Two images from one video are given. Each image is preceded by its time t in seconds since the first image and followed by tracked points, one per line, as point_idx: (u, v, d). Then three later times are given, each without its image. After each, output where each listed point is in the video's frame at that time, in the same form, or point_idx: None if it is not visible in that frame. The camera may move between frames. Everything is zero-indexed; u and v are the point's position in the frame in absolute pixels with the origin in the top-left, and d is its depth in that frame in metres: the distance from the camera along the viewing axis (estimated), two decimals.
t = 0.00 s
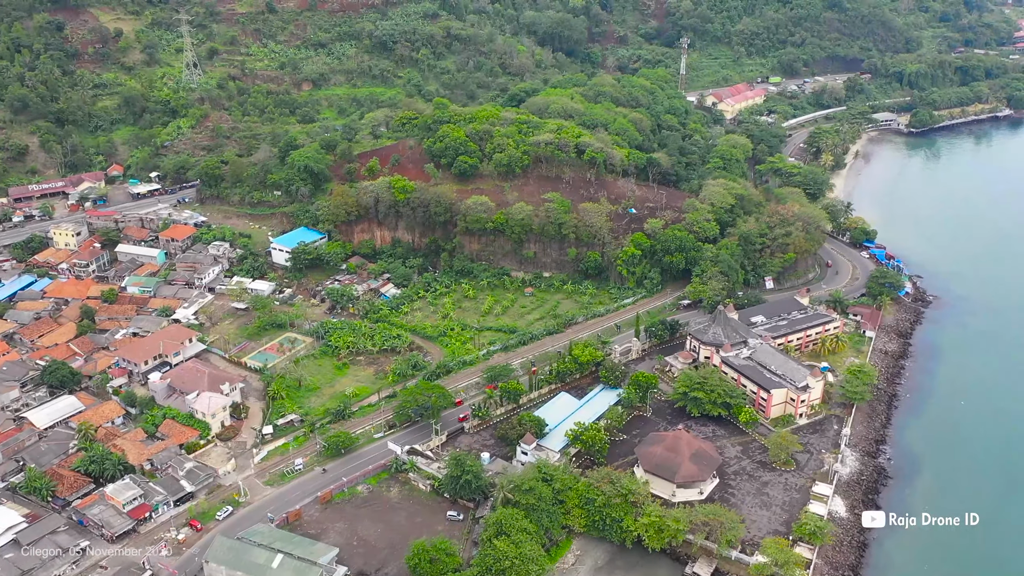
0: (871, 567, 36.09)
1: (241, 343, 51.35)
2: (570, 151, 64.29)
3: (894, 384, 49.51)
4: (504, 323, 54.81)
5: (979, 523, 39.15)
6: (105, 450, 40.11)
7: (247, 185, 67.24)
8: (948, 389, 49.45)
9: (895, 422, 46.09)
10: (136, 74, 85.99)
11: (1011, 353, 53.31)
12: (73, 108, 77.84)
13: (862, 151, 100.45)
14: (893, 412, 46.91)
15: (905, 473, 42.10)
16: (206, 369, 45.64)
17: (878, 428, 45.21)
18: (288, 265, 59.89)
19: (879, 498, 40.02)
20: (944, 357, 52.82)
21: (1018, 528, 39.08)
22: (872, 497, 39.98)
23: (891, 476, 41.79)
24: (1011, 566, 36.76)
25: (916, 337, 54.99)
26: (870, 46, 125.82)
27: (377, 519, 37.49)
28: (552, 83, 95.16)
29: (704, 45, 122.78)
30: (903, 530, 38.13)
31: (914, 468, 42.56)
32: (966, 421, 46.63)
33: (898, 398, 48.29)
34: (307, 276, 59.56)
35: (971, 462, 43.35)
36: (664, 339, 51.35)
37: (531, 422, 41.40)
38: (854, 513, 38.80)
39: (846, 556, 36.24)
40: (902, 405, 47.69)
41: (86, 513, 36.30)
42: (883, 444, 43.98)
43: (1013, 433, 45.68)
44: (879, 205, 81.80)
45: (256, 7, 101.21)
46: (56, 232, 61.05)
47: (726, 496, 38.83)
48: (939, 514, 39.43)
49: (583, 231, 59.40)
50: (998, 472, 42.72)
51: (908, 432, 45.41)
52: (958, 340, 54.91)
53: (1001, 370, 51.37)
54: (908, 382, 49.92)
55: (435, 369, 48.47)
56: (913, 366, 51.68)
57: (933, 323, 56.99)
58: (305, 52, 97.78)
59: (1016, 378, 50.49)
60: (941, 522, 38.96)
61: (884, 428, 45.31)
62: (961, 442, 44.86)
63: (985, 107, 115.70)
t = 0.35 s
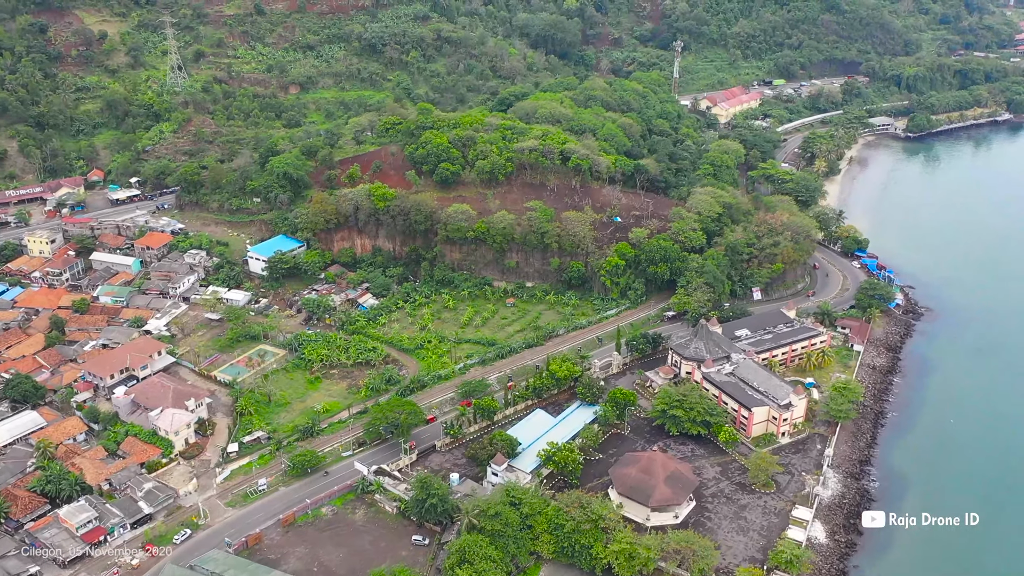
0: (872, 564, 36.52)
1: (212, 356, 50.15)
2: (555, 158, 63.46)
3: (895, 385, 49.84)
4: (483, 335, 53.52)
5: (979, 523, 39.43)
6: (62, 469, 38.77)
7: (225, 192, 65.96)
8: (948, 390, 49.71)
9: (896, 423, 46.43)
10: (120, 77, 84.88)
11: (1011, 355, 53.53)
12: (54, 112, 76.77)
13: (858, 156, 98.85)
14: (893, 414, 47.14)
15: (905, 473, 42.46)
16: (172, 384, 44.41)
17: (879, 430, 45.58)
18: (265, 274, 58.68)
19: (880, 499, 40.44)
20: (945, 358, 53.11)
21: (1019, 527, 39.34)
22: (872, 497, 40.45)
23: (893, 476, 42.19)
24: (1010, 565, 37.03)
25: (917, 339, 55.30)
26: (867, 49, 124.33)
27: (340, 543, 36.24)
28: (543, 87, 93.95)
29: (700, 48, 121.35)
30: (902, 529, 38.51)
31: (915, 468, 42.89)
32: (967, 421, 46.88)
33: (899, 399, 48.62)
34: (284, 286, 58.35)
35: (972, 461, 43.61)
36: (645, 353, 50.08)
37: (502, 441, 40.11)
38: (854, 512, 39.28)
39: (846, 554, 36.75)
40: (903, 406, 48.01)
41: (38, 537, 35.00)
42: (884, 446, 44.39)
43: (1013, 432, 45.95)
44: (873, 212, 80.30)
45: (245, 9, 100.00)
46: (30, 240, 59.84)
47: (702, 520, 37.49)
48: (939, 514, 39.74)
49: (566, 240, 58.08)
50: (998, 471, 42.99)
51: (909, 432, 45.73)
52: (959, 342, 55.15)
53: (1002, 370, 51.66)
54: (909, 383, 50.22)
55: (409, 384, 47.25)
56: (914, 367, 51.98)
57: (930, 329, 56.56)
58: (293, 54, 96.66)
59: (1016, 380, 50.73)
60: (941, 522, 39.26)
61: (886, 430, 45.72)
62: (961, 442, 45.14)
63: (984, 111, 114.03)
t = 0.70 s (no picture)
0: (871, 563, 36.89)
1: (183, 368, 48.98)
2: (539, 165, 61.94)
3: (897, 387, 50.09)
4: (461, 348, 52.24)
5: (979, 523, 39.66)
6: (17, 488, 37.53)
7: (205, 198, 64.76)
8: (950, 390, 49.86)
9: (897, 424, 46.65)
10: (104, 79, 83.87)
11: (1013, 357, 53.62)
12: (35, 115, 75.78)
13: (854, 161, 97.19)
14: (893, 417, 47.22)
15: (906, 473, 42.71)
16: (136, 399, 43.24)
17: (881, 431, 45.89)
18: (241, 283, 57.50)
19: (880, 499, 40.74)
20: (947, 359, 53.24)
21: (1019, 527, 39.54)
22: (872, 498, 40.78)
23: (893, 476, 42.47)
24: (1009, 564, 37.24)
25: (919, 340, 55.45)
26: (866, 52, 122.81)
27: (300, 568, 35.03)
28: (534, 91, 92.74)
29: (696, 50, 119.97)
30: (902, 529, 38.82)
31: (916, 468, 43.13)
32: (968, 421, 47.07)
33: (901, 400, 48.86)
34: (260, 295, 57.20)
35: (973, 462, 43.80)
36: (626, 367, 48.78)
37: (472, 461, 38.83)
38: (855, 513, 39.67)
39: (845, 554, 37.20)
40: (905, 407, 48.26)
41: None
42: (886, 447, 44.65)
43: (1015, 432, 46.14)
44: (868, 220, 78.78)
45: (234, 10, 98.89)
46: (4, 247, 58.79)
47: (677, 546, 36.16)
48: (939, 514, 40.03)
49: (549, 250, 56.79)
50: (999, 471, 43.19)
51: (910, 432, 45.96)
52: (960, 344, 55.23)
53: (1004, 371, 51.85)
54: (911, 384, 50.41)
55: (382, 399, 46.00)
56: (916, 368, 52.16)
57: (927, 337, 55.97)
58: (282, 57, 95.53)
59: (1018, 380, 50.89)
60: (941, 522, 39.54)
61: (888, 430, 45.95)
62: (963, 442, 45.31)
63: (985, 115, 112.20)
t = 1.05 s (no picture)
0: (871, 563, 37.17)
1: (151, 382, 47.79)
2: (522, 172, 60.73)
3: (898, 389, 50.30)
4: (438, 361, 50.98)
5: (979, 523, 39.87)
6: None
7: (182, 205, 63.56)
8: (943, 402, 49.03)
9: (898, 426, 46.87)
10: (87, 82, 82.90)
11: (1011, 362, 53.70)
12: (15, 119, 74.79)
13: (850, 168, 95.58)
14: (892, 420, 47.30)
15: (906, 474, 42.94)
16: (98, 416, 42.11)
17: (881, 433, 46.15)
18: (215, 293, 56.30)
19: (880, 499, 40.99)
20: (947, 363, 53.43)
21: (1019, 528, 39.71)
22: (872, 499, 41.04)
23: (894, 476, 42.74)
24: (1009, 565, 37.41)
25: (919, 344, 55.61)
26: (865, 55, 121.25)
27: None
28: (524, 95, 91.52)
29: (692, 54, 118.62)
30: (902, 528, 39.10)
31: (916, 469, 43.36)
32: (968, 423, 47.27)
33: (902, 402, 49.07)
34: (235, 305, 56.03)
35: (973, 462, 44.00)
36: (606, 383, 47.51)
37: (438, 483, 37.56)
38: (855, 514, 39.96)
39: (845, 554, 37.54)
40: (905, 408, 48.49)
41: None
42: (886, 449, 44.88)
43: (1015, 434, 46.34)
44: (861, 229, 77.23)
45: (222, 12, 97.78)
46: None
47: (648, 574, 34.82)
48: (939, 514, 40.27)
49: (530, 261, 55.50)
50: (999, 472, 43.38)
51: (909, 434, 46.18)
52: (960, 349, 55.32)
53: (1003, 376, 52.05)
54: (911, 387, 50.62)
55: (353, 416, 44.79)
56: (916, 370, 52.37)
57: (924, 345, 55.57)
58: (270, 59, 94.45)
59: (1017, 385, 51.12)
60: (941, 522, 39.80)
61: (887, 432, 46.22)
62: (963, 444, 45.50)
63: (984, 120, 110.55)
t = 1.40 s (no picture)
0: (870, 561, 37.52)
1: (118, 396, 46.63)
2: (505, 180, 59.48)
3: (898, 391, 50.46)
4: (414, 375, 49.70)
5: (979, 523, 40.14)
6: None
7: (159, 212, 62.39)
8: (932, 420, 47.71)
9: (896, 427, 47.00)
10: (71, 85, 81.92)
11: (1011, 368, 53.72)
12: None
13: (846, 174, 94.03)
14: (884, 432, 46.54)
15: (905, 475, 43.16)
16: (57, 432, 40.74)
17: (881, 434, 46.39)
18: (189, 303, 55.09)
19: (879, 499, 41.26)
20: (947, 367, 53.45)
21: (1019, 528, 39.91)
22: (871, 499, 41.31)
23: (894, 476, 42.96)
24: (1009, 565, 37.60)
25: (917, 349, 55.64)
26: (863, 58, 119.68)
27: None
28: (515, 99, 90.28)
29: (687, 56, 117.21)
30: (902, 529, 39.35)
31: (915, 469, 43.58)
32: (969, 426, 47.42)
33: (901, 404, 49.20)
34: (209, 316, 54.86)
35: (973, 464, 44.21)
36: (584, 400, 46.21)
37: (403, 507, 36.33)
38: (855, 514, 40.23)
39: (845, 553, 37.89)
40: (904, 410, 48.61)
41: None
42: (886, 450, 45.08)
43: (1014, 436, 46.54)
44: (855, 238, 75.80)
45: (210, 14, 96.79)
46: None
47: None
48: (939, 514, 40.52)
49: (510, 271, 54.22)
50: (998, 473, 43.59)
51: (909, 435, 46.34)
52: (959, 353, 55.29)
53: (1002, 380, 52.13)
54: (911, 389, 50.76)
55: (322, 433, 43.56)
56: (916, 373, 52.51)
57: (920, 354, 54.92)
58: (258, 62, 93.34)
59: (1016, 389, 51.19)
60: (941, 522, 40.03)
61: (886, 435, 46.34)
62: (963, 446, 45.66)
63: (984, 125, 108.87)
